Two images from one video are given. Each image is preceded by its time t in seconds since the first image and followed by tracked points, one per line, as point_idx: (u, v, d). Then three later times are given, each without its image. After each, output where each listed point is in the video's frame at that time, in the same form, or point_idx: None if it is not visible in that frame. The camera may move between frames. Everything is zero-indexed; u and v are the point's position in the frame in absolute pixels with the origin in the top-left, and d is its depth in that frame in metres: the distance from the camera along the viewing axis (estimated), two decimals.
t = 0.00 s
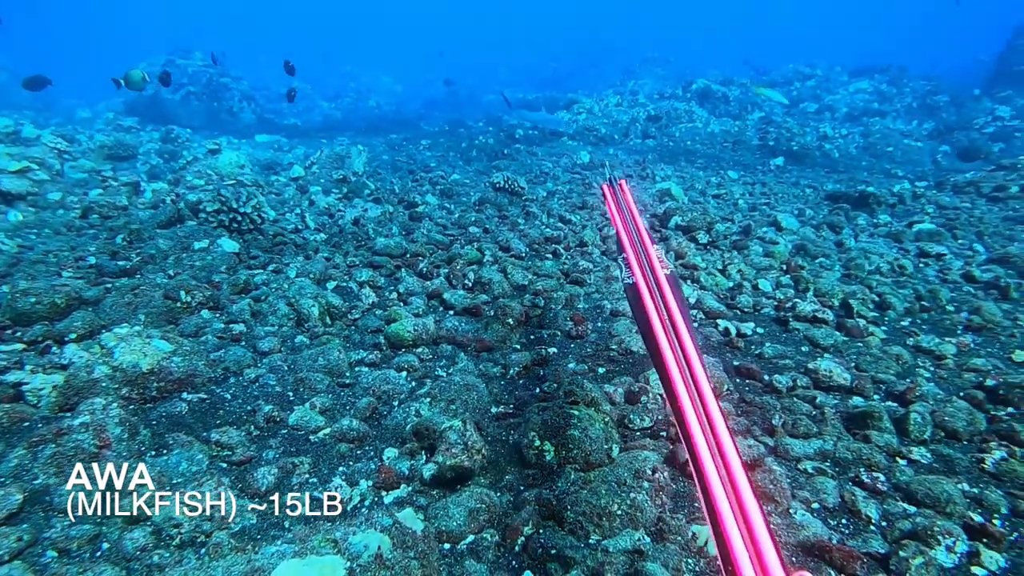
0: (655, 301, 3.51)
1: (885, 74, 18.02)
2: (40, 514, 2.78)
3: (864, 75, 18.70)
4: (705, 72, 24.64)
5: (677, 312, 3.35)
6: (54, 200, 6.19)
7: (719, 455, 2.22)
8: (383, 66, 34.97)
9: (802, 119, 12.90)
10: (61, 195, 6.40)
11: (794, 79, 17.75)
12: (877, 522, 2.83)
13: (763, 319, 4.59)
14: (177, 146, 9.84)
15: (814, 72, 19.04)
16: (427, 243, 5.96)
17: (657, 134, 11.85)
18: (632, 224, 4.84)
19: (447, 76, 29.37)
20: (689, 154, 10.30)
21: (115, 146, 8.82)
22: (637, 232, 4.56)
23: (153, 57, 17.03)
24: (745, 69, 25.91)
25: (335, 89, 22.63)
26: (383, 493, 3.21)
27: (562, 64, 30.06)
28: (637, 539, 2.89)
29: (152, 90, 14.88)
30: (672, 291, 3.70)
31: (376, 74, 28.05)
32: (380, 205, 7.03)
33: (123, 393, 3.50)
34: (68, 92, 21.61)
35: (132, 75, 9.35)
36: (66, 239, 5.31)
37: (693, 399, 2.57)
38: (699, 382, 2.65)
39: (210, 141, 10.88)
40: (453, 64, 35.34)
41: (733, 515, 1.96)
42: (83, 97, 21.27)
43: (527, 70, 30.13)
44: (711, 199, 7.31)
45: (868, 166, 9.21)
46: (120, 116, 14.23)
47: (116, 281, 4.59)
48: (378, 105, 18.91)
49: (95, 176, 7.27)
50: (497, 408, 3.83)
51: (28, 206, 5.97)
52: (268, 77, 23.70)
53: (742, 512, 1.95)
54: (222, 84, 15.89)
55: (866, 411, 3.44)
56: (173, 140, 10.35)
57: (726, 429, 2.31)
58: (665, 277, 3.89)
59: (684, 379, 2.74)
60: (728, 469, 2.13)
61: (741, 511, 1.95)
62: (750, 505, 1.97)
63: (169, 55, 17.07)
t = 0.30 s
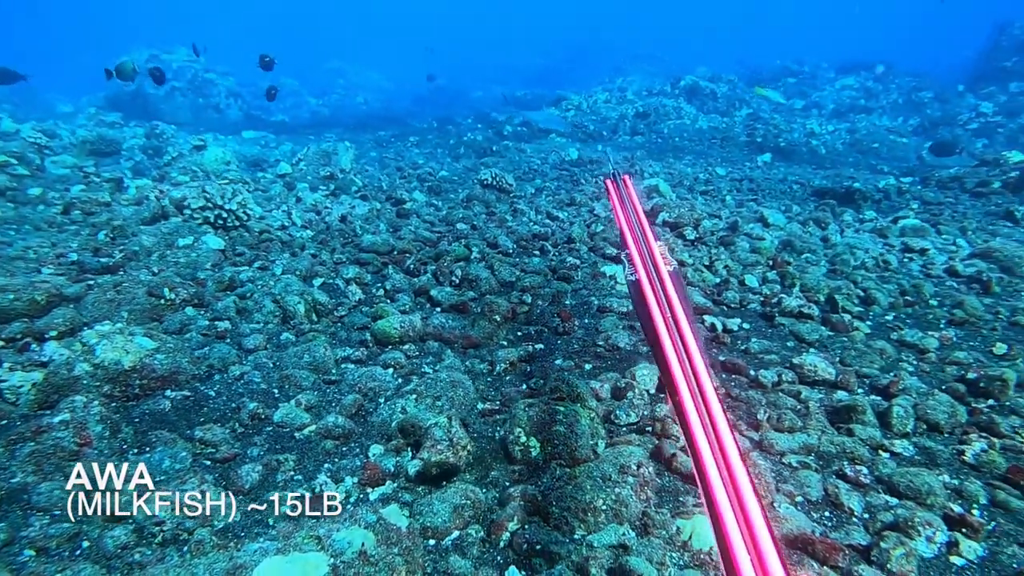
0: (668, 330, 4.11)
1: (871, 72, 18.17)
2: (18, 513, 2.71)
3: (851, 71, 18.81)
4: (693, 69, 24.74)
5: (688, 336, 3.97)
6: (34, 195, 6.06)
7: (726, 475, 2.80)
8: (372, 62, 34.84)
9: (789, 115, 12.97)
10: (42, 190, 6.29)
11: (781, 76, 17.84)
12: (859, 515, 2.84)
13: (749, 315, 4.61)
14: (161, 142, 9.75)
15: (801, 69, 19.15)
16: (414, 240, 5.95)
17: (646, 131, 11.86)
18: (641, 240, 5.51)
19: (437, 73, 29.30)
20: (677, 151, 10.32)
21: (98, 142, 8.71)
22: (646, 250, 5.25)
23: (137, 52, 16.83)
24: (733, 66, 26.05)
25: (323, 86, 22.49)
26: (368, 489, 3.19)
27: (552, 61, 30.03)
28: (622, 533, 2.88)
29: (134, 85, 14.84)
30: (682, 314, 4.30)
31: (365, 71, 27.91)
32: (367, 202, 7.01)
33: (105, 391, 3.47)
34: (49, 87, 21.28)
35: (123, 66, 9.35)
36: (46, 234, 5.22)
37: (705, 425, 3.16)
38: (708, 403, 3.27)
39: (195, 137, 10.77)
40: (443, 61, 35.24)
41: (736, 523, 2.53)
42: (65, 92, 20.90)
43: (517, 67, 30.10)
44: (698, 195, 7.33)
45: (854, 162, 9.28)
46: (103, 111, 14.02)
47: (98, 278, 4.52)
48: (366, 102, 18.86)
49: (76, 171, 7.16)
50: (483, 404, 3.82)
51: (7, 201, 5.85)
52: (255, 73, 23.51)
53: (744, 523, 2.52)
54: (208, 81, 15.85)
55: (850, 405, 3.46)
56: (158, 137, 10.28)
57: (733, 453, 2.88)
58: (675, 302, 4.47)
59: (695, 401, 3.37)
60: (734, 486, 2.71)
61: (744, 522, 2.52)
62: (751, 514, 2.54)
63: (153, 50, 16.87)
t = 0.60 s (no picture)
0: (667, 320, 3.85)
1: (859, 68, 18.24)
2: None
3: (840, 67, 18.86)
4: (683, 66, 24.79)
5: (686, 325, 3.73)
6: (18, 192, 6.01)
7: (725, 468, 2.55)
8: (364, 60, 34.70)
9: (779, 112, 12.99)
10: (26, 187, 6.23)
11: (770, 73, 17.91)
12: (842, 509, 2.85)
13: (737, 311, 4.62)
14: (148, 139, 9.70)
15: (790, 65, 19.18)
16: (402, 238, 5.94)
17: (636, 128, 11.85)
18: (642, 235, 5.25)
19: (428, 70, 29.23)
20: (667, 148, 10.32)
21: (84, 139, 8.66)
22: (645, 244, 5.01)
23: (124, 48, 16.72)
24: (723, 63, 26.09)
25: (314, 83, 22.42)
26: (353, 487, 3.19)
27: (543, 58, 29.98)
28: (607, 529, 2.88)
29: (121, 81, 14.74)
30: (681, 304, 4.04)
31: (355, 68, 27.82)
32: (356, 199, 7.00)
33: (89, 389, 3.45)
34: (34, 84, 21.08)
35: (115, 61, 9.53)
36: (29, 231, 5.16)
37: (703, 414, 2.92)
38: (706, 394, 3.02)
39: (183, 134, 10.70)
40: (435, 59, 35.15)
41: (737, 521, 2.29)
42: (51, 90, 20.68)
43: (508, 64, 30.04)
44: (687, 192, 7.34)
45: (842, 159, 9.32)
46: (90, 107, 13.92)
47: (83, 275, 4.49)
48: (356, 100, 18.82)
49: (62, 169, 7.09)
50: (470, 401, 3.83)
51: None
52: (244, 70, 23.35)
53: (745, 521, 2.28)
54: (196, 77, 15.83)
55: (835, 401, 3.47)
56: (144, 133, 10.23)
57: (733, 444, 2.64)
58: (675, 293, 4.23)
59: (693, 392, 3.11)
60: (734, 480, 2.47)
61: (745, 521, 2.28)
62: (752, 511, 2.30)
63: (141, 47, 16.76)
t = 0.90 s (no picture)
0: (667, 319, 3.73)
1: (847, 70, 18.36)
2: None
3: (828, 69, 18.98)
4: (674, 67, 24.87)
5: (686, 323, 3.62)
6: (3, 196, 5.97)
7: (730, 470, 2.38)
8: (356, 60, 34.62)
9: (768, 113, 13.04)
10: (11, 191, 6.18)
11: (758, 73, 18.00)
12: (827, 509, 2.87)
13: (724, 312, 4.63)
14: (135, 142, 9.67)
15: (778, 66, 19.27)
16: (391, 239, 5.94)
17: (625, 129, 11.87)
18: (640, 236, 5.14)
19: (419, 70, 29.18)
20: (657, 149, 10.35)
21: (70, 142, 8.62)
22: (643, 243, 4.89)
23: (110, 49, 16.61)
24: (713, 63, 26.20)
25: (304, 84, 22.35)
26: (341, 490, 3.19)
27: (535, 58, 29.97)
28: (593, 530, 2.88)
29: (108, 82, 14.67)
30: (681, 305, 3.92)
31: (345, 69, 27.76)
32: (345, 201, 6.98)
33: (74, 395, 3.44)
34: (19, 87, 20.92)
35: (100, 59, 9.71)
36: (14, 235, 5.12)
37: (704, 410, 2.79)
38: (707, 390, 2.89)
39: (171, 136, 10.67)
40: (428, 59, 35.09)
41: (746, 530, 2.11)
42: (36, 92, 20.44)
43: (500, 64, 30.02)
44: (676, 193, 7.36)
45: (830, 160, 9.38)
46: (76, 109, 13.84)
47: (68, 280, 4.47)
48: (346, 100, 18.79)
49: (47, 172, 7.04)
50: (458, 403, 3.83)
51: None
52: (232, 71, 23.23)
53: (749, 516, 2.15)
54: (184, 79, 15.80)
55: (821, 402, 3.49)
56: (132, 135, 10.20)
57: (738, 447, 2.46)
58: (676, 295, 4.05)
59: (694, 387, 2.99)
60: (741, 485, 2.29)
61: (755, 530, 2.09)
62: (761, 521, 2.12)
63: (128, 48, 16.67)
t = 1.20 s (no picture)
0: (666, 333, 3.91)
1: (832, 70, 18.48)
2: None
3: (814, 69, 19.12)
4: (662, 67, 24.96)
5: (684, 338, 3.82)
6: None
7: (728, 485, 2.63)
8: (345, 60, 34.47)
9: (754, 113, 13.09)
10: None
11: (746, 73, 18.09)
12: (811, 507, 2.87)
13: (711, 311, 4.64)
14: (118, 142, 9.56)
15: (764, 66, 19.35)
16: (377, 240, 5.92)
17: (612, 128, 11.86)
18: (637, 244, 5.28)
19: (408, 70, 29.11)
20: (645, 148, 10.37)
21: (50, 142, 8.54)
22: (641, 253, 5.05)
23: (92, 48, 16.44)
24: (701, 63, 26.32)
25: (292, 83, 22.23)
26: (325, 492, 3.17)
27: (525, 58, 29.95)
28: (578, 530, 2.87)
29: (91, 82, 14.53)
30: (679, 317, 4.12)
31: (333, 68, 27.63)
32: (332, 201, 6.95)
33: (52, 399, 3.39)
34: None
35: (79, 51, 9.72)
36: None
37: (703, 426, 3.03)
38: (707, 407, 3.12)
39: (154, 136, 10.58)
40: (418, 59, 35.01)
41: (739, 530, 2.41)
42: (18, 91, 20.19)
43: (490, 64, 29.99)
44: (664, 193, 7.37)
45: (817, 160, 9.43)
46: (57, 109, 13.68)
47: (47, 282, 4.42)
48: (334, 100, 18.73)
49: (27, 172, 6.94)
50: (444, 404, 3.82)
51: None
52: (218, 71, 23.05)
53: (747, 529, 2.40)
54: (169, 78, 15.68)
55: (805, 400, 3.50)
56: (114, 136, 10.11)
57: (734, 456, 2.75)
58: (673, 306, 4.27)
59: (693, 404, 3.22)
60: (735, 491, 2.58)
61: (747, 530, 2.39)
62: (756, 530, 2.38)
63: (110, 47, 16.51)
